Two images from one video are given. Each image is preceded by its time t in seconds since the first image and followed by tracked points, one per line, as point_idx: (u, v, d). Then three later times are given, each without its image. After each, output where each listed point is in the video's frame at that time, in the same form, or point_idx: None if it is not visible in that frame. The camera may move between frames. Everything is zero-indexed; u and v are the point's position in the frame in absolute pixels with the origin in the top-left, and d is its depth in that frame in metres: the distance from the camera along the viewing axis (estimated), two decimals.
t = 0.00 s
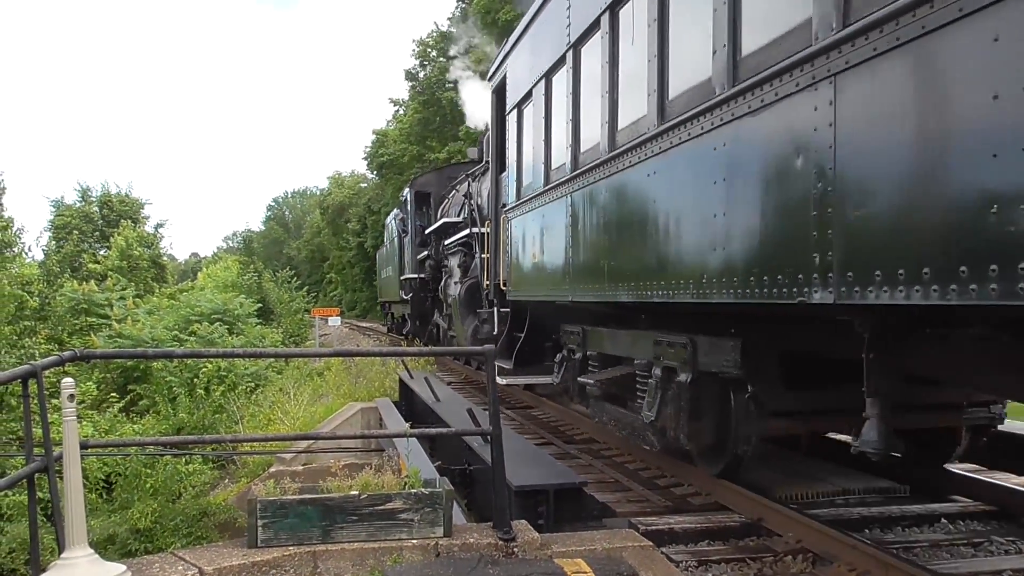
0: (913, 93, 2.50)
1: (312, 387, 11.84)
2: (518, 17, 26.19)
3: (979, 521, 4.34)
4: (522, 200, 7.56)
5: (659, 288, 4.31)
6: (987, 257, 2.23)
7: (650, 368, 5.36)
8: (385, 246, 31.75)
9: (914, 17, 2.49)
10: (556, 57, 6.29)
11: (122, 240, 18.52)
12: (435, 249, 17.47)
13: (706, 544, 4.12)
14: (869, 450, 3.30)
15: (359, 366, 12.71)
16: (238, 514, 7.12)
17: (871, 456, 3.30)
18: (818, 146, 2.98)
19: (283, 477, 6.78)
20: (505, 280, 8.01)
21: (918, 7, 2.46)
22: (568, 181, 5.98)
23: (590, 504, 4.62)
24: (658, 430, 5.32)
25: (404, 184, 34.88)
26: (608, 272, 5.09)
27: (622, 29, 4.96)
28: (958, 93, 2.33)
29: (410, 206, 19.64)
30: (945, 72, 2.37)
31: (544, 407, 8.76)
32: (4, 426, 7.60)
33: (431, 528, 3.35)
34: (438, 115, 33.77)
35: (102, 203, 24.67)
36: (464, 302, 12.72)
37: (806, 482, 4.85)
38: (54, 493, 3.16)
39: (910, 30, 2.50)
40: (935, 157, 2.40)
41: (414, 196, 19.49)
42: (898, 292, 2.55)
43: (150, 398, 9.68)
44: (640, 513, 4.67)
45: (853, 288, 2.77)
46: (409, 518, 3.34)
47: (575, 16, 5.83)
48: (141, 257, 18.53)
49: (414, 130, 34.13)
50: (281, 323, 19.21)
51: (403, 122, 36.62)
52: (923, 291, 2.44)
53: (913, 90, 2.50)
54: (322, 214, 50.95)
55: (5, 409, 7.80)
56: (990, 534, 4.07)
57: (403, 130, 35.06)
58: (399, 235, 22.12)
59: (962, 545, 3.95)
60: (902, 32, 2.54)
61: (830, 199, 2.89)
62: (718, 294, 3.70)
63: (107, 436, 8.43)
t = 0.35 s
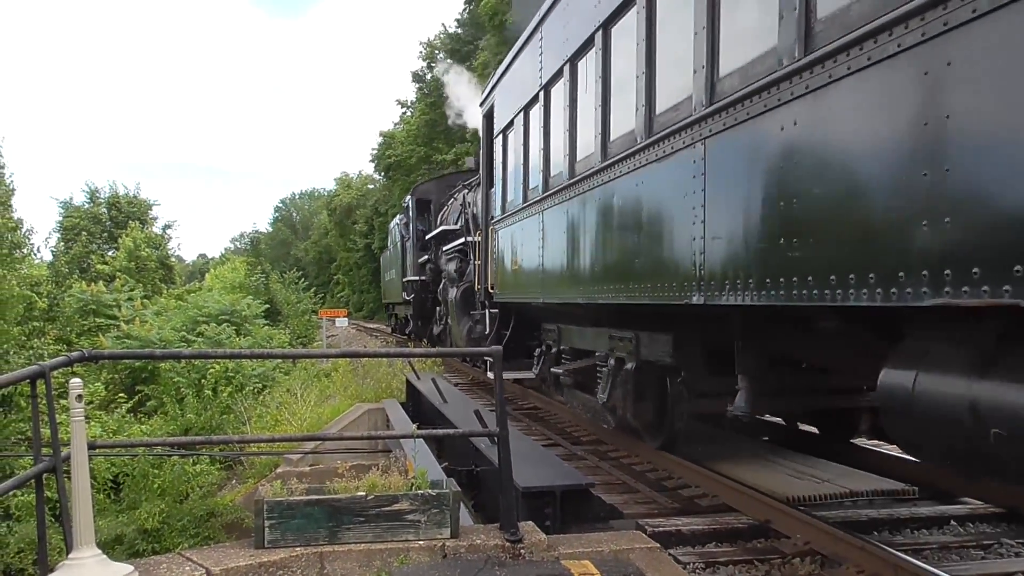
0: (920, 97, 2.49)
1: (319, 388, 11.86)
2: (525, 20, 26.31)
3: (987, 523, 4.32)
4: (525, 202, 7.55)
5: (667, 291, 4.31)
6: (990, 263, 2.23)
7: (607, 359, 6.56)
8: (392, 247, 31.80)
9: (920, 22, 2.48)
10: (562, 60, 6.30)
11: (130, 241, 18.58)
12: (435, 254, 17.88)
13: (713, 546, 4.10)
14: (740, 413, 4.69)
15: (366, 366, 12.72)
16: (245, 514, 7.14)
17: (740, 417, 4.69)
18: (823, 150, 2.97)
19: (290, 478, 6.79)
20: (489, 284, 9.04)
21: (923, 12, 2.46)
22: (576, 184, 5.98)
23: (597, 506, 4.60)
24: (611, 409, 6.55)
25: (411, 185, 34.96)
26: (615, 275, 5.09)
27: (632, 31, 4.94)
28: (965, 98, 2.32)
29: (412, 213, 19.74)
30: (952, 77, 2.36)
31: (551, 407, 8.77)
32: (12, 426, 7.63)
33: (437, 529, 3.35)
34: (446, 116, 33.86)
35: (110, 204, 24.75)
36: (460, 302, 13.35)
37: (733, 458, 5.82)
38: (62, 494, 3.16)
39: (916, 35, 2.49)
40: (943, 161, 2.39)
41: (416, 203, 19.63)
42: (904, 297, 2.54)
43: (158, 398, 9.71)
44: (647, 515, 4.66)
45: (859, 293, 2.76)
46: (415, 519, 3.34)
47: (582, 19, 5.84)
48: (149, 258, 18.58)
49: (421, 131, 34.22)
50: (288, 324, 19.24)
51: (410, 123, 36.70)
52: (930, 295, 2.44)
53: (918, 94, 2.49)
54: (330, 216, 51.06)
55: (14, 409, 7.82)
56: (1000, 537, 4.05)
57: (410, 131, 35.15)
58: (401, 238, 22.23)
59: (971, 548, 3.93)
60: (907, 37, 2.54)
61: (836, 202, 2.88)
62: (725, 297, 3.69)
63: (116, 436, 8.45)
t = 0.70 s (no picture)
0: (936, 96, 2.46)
1: (330, 390, 11.87)
2: (535, 22, 26.31)
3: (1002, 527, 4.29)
4: (536, 205, 7.51)
5: (675, 294, 4.28)
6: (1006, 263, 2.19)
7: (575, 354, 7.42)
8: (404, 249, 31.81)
9: (938, 22, 2.46)
10: (576, 60, 6.27)
11: (142, 244, 18.63)
12: (439, 258, 18.22)
13: (725, 548, 4.09)
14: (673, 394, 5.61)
15: (377, 368, 12.73)
16: (257, 516, 7.15)
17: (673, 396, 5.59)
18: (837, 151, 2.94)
19: (301, 480, 6.80)
20: (483, 288, 10.04)
21: (941, 12, 2.44)
22: (586, 185, 5.94)
23: (610, 508, 4.55)
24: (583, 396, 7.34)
25: (422, 187, 35.00)
26: (623, 277, 5.07)
27: (647, 30, 4.90)
28: (984, 96, 2.30)
29: (419, 219, 19.79)
30: (971, 76, 2.34)
31: (562, 410, 8.76)
32: (25, 428, 7.65)
33: (449, 531, 3.35)
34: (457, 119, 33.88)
35: (122, 207, 24.84)
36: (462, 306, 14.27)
37: (685, 441, 6.73)
38: (75, 495, 3.17)
39: (930, 35, 2.49)
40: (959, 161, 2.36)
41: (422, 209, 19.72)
42: (920, 299, 2.51)
43: (170, 400, 9.72)
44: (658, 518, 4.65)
45: (875, 294, 2.72)
46: (427, 521, 3.34)
47: (596, 19, 5.81)
48: (161, 261, 18.63)
49: (432, 134, 34.26)
50: (299, 326, 19.26)
51: (421, 126, 36.73)
52: (947, 296, 2.41)
53: (934, 93, 2.48)
54: (341, 218, 51.15)
55: (27, 411, 7.84)
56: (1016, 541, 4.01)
57: (421, 134, 35.19)
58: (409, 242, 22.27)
59: (986, 551, 3.90)
60: (925, 36, 2.52)
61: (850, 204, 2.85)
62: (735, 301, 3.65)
63: (128, 438, 8.46)
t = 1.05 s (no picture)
0: (955, 90, 2.43)
1: (325, 390, 11.86)
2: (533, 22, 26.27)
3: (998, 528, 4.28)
4: (536, 205, 7.48)
5: (679, 293, 4.25)
6: None
7: (545, 348, 8.38)
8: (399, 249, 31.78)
9: (957, 13, 2.43)
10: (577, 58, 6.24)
11: (137, 244, 18.60)
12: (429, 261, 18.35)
13: (722, 549, 4.09)
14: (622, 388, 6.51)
15: (372, 369, 12.72)
16: (251, 516, 7.13)
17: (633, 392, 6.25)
18: (849, 147, 2.91)
19: (297, 481, 6.79)
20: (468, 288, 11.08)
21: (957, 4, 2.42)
22: (587, 184, 5.90)
23: (606, 509, 4.56)
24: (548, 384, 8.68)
25: (418, 187, 34.97)
26: (624, 277, 5.03)
27: (649, 28, 4.87)
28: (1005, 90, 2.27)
29: (410, 225, 19.80)
30: (993, 69, 2.30)
31: (559, 410, 8.75)
32: (19, 428, 7.63)
33: (445, 532, 3.34)
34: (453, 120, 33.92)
35: (118, 207, 24.79)
36: (448, 308, 15.05)
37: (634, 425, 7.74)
38: (69, 496, 3.15)
39: (934, 34, 2.51)
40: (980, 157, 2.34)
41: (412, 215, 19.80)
42: (936, 299, 2.48)
43: (165, 401, 9.70)
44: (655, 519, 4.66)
45: (887, 294, 2.69)
46: (423, 522, 3.33)
47: (597, 17, 5.78)
48: (156, 261, 18.59)
49: (428, 134, 34.26)
50: (295, 326, 19.24)
51: (417, 126, 36.72)
52: (964, 296, 2.39)
53: (938, 93, 2.50)
54: (337, 218, 51.09)
55: (21, 411, 7.82)
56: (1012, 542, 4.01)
57: (417, 134, 35.20)
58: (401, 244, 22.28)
59: (982, 552, 3.90)
60: (929, 34, 2.54)
61: (862, 201, 2.82)
62: (741, 300, 3.62)
63: (123, 438, 8.44)
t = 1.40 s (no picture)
0: (948, 90, 2.39)
1: (314, 392, 11.84)
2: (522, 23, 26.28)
3: (983, 528, 4.30)
4: (524, 207, 7.49)
5: (671, 297, 4.23)
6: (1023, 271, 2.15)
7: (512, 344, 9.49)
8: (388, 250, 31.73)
9: (948, 14, 2.38)
10: (565, 58, 6.24)
11: (124, 245, 18.51)
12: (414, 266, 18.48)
13: (709, 550, 4.10)
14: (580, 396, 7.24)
15: (360, 371, 12.71)
16: (239, 518, 7.11)
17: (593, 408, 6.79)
18: (841, 149, 2.87)
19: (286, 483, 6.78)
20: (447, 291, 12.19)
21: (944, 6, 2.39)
22: (576, 185, 5.89)
23: (594, 511, 4.58)
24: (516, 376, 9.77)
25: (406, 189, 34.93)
26: (614, 280, 5.01)
27: (639, 28, 4.86)
28: (998, 92, 2.23)
29: (393, 231, 19.85)
30: (986, 71, 2.27)
31: (547, 412, 8.77)
32: (5, 430, 7.58)
33: (433, 534, 3.34)
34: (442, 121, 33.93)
35: (104, 208, 24.69)
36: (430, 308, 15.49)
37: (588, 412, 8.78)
38: (57, 498, 3.14)
39: (921, 36, 2.49)
40: (976, 159, 2.30)
41: (397, 221, 19.85)
42: (930, 304, 2.45)
43: (153, 402, 9.66)
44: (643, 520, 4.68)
45: (882, 298, 2.66)
46: (412, 524, 3.33)
47: (586, 17, 5.77)
48: (143, 262, 18.51)
49: (417, 135, 34.25)
50: (283, 327, 19.19)
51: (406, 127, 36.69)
52: (959, 300, 2.35)
53: (927, 95, 2.47)
54: (325, 219, 50.99)
55: (8, 413, 7.78)
56: (995, 541, 4.04)
57: (406, 135, 35.16)
58: (387, 247, 22.28)
59: (967, 553, 3.93)
60: (916, 36, 2.51)
61: (855, 204, 2.79)
62: (735, 304, 3.59)
63: (109, 440, 8.41)
